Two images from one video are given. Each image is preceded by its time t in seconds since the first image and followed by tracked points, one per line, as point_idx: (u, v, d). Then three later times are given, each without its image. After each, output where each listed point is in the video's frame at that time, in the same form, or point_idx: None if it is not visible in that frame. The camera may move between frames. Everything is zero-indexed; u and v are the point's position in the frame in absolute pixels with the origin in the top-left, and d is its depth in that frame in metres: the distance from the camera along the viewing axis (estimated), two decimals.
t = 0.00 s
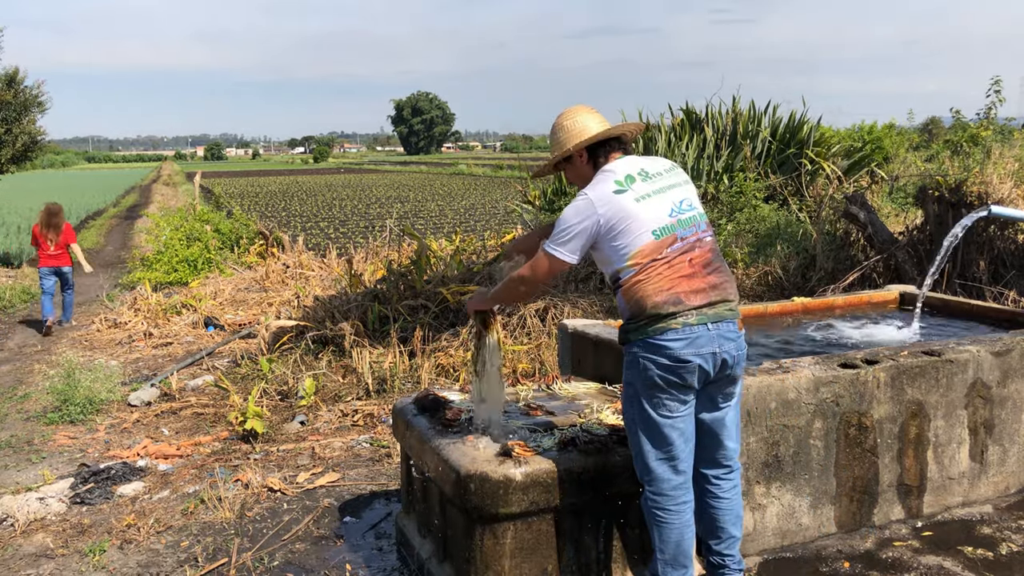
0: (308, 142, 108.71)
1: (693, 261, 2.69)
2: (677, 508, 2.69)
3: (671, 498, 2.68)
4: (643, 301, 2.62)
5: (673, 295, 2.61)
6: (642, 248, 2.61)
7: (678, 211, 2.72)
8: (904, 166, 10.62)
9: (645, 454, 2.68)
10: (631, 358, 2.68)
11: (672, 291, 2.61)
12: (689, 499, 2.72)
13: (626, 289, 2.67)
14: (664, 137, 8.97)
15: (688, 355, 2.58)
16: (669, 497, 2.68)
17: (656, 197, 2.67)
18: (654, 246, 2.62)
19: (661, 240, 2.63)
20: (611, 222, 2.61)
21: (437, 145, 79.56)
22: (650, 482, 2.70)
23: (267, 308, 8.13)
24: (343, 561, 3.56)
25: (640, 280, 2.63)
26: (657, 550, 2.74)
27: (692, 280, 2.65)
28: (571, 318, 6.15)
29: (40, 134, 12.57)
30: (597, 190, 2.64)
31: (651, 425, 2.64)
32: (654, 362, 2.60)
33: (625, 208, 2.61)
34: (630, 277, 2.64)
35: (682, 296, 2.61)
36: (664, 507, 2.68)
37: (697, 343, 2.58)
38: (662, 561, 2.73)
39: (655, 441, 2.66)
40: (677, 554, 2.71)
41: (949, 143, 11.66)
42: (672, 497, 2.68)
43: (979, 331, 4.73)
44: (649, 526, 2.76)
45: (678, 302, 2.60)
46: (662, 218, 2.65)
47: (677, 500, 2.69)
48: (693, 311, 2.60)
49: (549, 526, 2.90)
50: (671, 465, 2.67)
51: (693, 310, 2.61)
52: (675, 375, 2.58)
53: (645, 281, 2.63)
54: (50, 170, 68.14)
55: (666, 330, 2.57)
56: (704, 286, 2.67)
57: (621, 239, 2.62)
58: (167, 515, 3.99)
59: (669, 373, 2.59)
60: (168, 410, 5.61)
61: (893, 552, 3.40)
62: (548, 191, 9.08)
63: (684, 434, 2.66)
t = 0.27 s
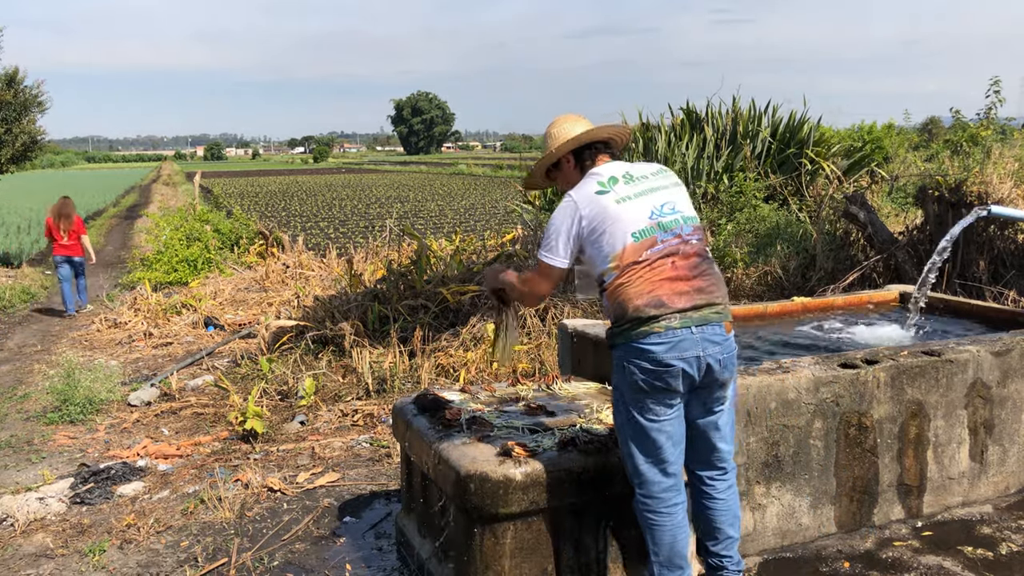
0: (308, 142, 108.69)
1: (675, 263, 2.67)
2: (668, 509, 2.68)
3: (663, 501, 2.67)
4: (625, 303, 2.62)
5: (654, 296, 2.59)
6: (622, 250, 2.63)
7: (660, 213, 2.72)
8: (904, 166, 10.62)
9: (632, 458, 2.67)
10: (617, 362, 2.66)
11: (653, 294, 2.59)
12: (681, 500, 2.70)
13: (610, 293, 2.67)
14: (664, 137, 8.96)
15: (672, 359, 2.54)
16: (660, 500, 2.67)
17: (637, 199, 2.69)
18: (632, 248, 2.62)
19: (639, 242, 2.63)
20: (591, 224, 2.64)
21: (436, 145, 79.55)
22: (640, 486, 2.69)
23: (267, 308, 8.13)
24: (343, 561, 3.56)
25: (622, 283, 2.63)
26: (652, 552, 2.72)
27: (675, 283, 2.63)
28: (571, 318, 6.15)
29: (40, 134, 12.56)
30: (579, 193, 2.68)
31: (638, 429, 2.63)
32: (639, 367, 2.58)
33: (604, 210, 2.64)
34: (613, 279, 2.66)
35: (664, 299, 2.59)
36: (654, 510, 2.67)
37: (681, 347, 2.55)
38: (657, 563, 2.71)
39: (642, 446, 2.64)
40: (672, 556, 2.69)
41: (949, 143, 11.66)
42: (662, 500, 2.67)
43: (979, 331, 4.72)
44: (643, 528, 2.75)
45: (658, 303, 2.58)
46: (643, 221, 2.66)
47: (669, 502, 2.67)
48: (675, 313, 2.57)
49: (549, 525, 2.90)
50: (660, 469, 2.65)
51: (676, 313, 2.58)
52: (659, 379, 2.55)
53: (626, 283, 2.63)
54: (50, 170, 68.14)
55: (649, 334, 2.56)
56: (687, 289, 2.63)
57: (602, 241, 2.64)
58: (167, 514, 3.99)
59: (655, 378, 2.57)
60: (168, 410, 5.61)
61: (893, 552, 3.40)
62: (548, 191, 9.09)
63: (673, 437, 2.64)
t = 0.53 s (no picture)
0: (308, 141, 108.69)
1: (656, 259, 2.65)
2: (665, 509, 2.68)
3: (661, 501, 2.67)
4: (621, 316, 2.60)
5: (645, 295, 2.57)
6: (601, 270, 2.64)
7: (626, 221, 2.72)
8: (904, 166, 10.62)
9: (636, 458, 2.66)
10: (622, 362, 2.65)
11: (644, 292, 2.57)
12: (679, 501, 2.70)
13: (608, 310, 2.66)
14: (664, 137, 8.96)
15: (673, 357, 2.51)
16: (658, 500, 2.68)
17: (600, 218, 2.70)
18: (610, 262, 2.63)
19: (615, 253, 2.64)
20: (564, 262, 2.67)
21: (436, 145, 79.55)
22: (644, 484, 2.68)
23: (267, 308, 8.13)
24: (342, 561, 3.56)
25: (613, 296, 2.62)
26: (649, 551, 2.74)
27: (662, 276, 2.60)
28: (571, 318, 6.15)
29: (39, 134, 12.56)
30: (545, 243, 2.74)
31: (643, 429, 2.61)
32: (641, 366, 2.55)
33: (570, 242, 2.68)
34: (604, 299, 2.65)
35: (656, 293, 2.56)
36: (651, 510, 2.68)
37: (681, 345, 2.51)
38: (654, 562, 2.73)
39: (646, 446, 2.63)
40: (669, 555, 2.71)
41: (948, 143, 11.66)
42: (661, 500, 2.68)
43: (979, 331, 4.72)
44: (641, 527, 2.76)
45: (652, 300, 2.55)
46: (611, 233, 2.67)
47: (669, 502, 2.68)
48: (671, 304, 2.54)
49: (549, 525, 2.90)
50: (665, 469, 2.63)
51: (672, 305, 2.54)
52: (662, 378, 2.52)
53: (617, 298, 2.62)
54: (49, 170, 68.17)
55: (647, 333, 2.52)
56: (676, 278, 2.60)
57: (580, 267, 2.65)
58: (166, 514, 3.99)
59: (658, 376, 2.53)
60: (168, 410, 5.61)
61: (892, 552, 3.40)
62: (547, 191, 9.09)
63: (679, 436, 2.60)
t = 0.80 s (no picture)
0: (308, 142, 108.72)
1: (691, 257, 2.66)
2: (675, 508, 2.68)
3: (671, 499, 2.67)
4: (654, 310, 2.59)
5: (680, 292, 2.57)
6: (636, 263, 2.62)
7: (661, 217, 2.72)
8: (904, 166, 10.62)
9: (652, 456, 2.66)
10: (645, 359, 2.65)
11: (679, 288, 2.58)
12: (688, 501, 2.71)
13: (639, 304, 2.64)
14: (664, 137, 8.96)
15: (704, 355, 2.53)
16: (670, 499, 2.67)
17: (634, 211, 2.70)
18: (646, 256, 2.62)
19: (651, 248, 2.63)
20: (599, 251, 2.64)
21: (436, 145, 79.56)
22: (657, 483, 2.67)
23: (267, 308, 8.13)
24: (342, 561, 3.56)
25: (646, 290, 2.61)
26: (654, 550, 2.73)
27: (697, 273, 2.62)
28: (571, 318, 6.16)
29: (39, 134, 12.56)
30: (578, 230, 2.71)
31: (664, 427, 2.61)
32: (669, 364, 2.55)
33: (605, 232, 2.65)
34: (636, 293, 2.64)
35: (690, 290, 2.57)
36: (661, 508, 2.67)
37: (712, 343, 2.53)
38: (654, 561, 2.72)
39: (665, 443, 2.63)
40: (673, 554, 2.70)
41: (948, 143, 11.66)
42: (672, 498, 2.67)
43: (979, 331, 4.73)
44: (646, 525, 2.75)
45: (687, 298, 2.56)
46: (646, 227, 2.66)
47: (678, 501, 2.68)
48: (705, 302, 2.56)
49: (549, 525, 2.90)
50: (681, 466, 2.64)
51: (706, 304, 2.56)
52: (692, 376, 2.54)
53: (650, 292, 2.61)
54: (50, 170, 68.21)
55: (681, 330, 2.54)
56: (711, 278, 2.61)
57: (615, 258, 2.63)
58: (166, 515, 3.99)
59: (686, 374, 2.54)
60: (168, 410, 5.61)
61: (892, 552, 3.40)
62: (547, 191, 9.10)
63: (698, 434, 2.61)
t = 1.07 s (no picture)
0: (308, 142, 108.74)
1: (848, 265, 2.89)
2: (778, 499, 2.84)
3: (780, 487, 2.83)
4: (812, 297, 2.80)
5: (842, 289, 2.81)
6: (799, 249, 2.84)
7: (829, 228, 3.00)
8: (904, 166, 10.62)
9: (777, 441, 2.81)
10: (794, 352, 2.80)
11: (840, 285, 2.81)
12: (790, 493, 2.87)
13: (790, 290, 2.85)
14: (664, 136, 8.95)
15: (859, 359, 2.74)
16: (778, 487, 2.83)
17: (803, 214, 2.96)
18: (810, 247, 2.85)
19: (814, 242, 2.88)
20: (764, 234, 2.88)
21: (436, 145, 79.55)
22: (773, 468, 2.82)
23: (267, 308, 8.13)
24: (342, 561, 3.56)
25: (805, 277, 2.83)
26: (735, 532, 2.86)
27: (852, 279, 2.86)
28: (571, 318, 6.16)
29: (39, 134, 12.55)
30: (755, 211, 2.94)
31: (801, 417, 2.78)
32: (821, 361, 2.73)
33: (784, 220, 2.90)
34: (791, 276, 2.84)
35: (849, 291, 2.82)
36: (770, 495, 2.81)
37: (866, 349, 2.75)
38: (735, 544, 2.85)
39: (796, 432, 2.79)
40: (755, 540, 2.84)
41: (948, 143, 11.66)
42: (778, 487, 2.83)
43: (977, 331, 4.72)
44: (738, 509, 2.88)
45: (846, 296, 2.80)
46: (814, 227, 2.92)
47: (784, 491, 2.83)
48: (862, 306, 2.80)
49: (549, 526, 2.90)
50: (799, 455, 2.82)
51: (863, 308, 2.80)
52: (840, 377, 2.74)
53: (805, 280, 2.82)
54: (50, 170, 68.23)
55: (842, 328, 2.75)
56: (864, 287, 2.87)
57: (777, 242, 2.86)
58: (166, 514, 3.99)
59: (834, 374, 2.74)
60: (168, 410, 5.61)
61: (893, 552, 3.40)
62: (548, 191, 9.10)
63: (820, 428, 2.81)
